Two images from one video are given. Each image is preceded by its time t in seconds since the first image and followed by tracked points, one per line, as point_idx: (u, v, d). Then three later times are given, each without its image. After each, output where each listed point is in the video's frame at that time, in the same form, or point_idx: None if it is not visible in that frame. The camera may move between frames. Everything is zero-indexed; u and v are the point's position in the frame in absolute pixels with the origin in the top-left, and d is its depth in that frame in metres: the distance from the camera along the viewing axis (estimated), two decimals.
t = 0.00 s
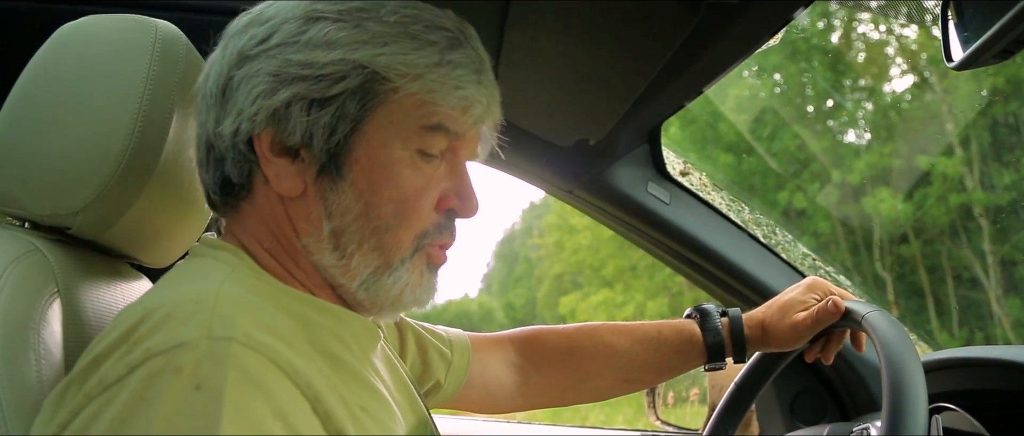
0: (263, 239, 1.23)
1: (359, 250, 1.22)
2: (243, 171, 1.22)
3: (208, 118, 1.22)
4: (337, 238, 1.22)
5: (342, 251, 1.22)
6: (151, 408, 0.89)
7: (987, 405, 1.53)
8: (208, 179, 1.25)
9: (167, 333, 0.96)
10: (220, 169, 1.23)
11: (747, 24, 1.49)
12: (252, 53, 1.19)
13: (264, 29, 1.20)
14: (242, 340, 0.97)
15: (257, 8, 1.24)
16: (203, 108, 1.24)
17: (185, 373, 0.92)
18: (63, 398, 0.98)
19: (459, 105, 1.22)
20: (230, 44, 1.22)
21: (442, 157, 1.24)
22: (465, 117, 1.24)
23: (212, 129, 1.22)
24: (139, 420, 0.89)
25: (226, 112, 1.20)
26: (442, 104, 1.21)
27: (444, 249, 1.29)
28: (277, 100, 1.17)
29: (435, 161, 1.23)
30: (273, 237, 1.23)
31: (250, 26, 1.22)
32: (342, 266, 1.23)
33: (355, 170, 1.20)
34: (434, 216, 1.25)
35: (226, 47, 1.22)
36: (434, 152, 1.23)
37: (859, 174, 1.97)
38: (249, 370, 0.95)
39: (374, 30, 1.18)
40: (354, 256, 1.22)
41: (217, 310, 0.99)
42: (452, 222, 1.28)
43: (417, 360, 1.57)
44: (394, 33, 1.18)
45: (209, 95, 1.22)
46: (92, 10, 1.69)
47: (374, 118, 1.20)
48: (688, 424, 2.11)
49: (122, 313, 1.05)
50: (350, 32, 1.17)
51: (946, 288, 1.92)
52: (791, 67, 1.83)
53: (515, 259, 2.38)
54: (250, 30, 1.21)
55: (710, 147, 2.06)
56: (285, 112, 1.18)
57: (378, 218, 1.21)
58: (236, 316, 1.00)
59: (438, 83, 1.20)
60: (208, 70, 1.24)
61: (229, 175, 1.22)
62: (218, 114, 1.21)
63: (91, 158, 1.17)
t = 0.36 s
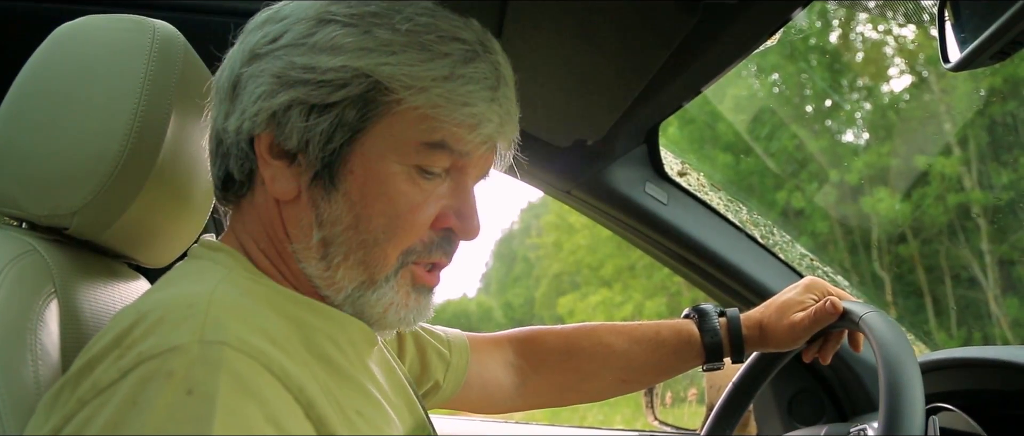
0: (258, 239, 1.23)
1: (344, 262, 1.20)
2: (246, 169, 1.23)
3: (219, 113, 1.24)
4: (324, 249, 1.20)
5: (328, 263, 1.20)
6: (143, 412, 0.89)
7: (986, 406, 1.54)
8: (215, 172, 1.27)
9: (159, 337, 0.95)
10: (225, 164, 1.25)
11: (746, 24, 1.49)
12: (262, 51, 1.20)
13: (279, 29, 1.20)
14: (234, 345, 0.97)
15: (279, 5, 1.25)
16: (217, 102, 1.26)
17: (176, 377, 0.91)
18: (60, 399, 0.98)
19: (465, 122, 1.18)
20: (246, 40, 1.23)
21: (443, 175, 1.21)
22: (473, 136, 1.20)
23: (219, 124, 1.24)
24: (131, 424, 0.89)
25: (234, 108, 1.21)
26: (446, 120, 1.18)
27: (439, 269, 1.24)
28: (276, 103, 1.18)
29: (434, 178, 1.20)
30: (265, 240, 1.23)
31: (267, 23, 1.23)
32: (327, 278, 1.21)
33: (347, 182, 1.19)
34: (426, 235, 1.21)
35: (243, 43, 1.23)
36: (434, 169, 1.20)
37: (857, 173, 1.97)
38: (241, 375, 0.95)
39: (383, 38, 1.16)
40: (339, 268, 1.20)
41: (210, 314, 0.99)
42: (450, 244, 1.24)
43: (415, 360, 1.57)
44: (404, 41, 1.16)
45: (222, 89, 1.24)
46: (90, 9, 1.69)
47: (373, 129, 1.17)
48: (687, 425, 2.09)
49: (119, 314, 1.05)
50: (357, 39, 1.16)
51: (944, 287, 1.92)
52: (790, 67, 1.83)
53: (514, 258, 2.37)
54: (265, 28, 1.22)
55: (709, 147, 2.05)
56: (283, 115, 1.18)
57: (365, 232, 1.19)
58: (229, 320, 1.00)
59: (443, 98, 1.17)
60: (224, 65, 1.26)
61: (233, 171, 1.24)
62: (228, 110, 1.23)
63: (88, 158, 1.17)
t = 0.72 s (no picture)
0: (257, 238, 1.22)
1: (346, 261, 1.19)
2: (245, 168, 1.23)
3: (217, 112, 1.23)
4: (326, 247, 1.19)
5: (330, 261, 1.20)
6: (137, 409, 0.89)
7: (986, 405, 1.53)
8: (212, 172, 1.26)
9: (155, 335, 0.95)
10: (223, 163, 1.24)
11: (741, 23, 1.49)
12: (261, 50, 1.19)
13: (277, 27, 1.20)
14: (230, 342, 0.97)
15: (276, 4, 1.24)
16: (214, 101, 1.25)
17: (172, 376, 0.91)
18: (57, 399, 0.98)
19: (465, 121, 1.19)
20: (245, 38, 1.23)
21: (443, 174, 1.21)
22: (473, 136, 1.20)
23: (217, 123, 1.23)
24: (126, 422, 0.89)
25: (233, 107, 1.21)
26: (446, 119, 1.18)
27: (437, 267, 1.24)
28: (277, 101, 1.17)
29: (435, 176, 1.20)
30: (265, 239, 1.22)
31: (264, 22, 1.22)
32: (329, 276, 1.21)
33: (348, 180, 1.18)
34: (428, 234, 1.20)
35: (241, 42, 1.23)
36: (434, 168, 1.20)
37: (854, 172, 1.97)
38: (237, 372, 0.94)
39: (383, 36, 1.16)
40: (341, 267, 1.20)
41: (206, 311, 0.99)
42: (450, 243, 1.24)
43: (414, 360, 1.56)
44: (404, 40, 1.16)
45: (220, 88, 1.23)
46: (87, 9, 1.69)
47: (374, 128, 1.17)
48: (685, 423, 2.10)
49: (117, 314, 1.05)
50: (357, 38, 1.15)
51: (942, 286, 1.92)
52: (788, 66, 1.83)
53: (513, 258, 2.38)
54: (263, 27, 1.22)
55: (706, 146, 2.05)
56: (283, 113, 1.17)
57: (366, 230, 1.18)
58: (226, 318, 1.00)
59: (443, 97, 1.17)
60: (222, 65, 1.25)
61: (231, 170, 1.23)
62: (226, 109, 1.22)
63: (82, 157, 1.16)
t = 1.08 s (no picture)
0: (263, 237, 1.21)
1: (370, 233, 1.23)
2: (239, 169, 1.21)
3: (201, 117, 1.21)
4: (345, 224, 1.23)
5: (351, 237, 1.23)
6: (136, 408, 0.89)
7: (986, 401, 1.52)
8: (200, 181, 1.23)
9: (154, 334, 0.95)
10: (214, 168, 1.21)
11: (737, 20, 1.48)
12: (242, 48, 1.18)
13: (251, 24, 1.19)
14: (230, 342, 0.97)
15: (239, 5, 1.23)
16: (193, 107, 1.22)
17: (172, 375, 0.91)
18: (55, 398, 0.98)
19: (448, 87, 1.27)
20: (214, 42, 1.20)
21: (436, 138, 1.28)
22: (453, 100, 1.29)
23: (204, 128, 1.20)
24: (125, 421, 0.88)
25: (220, 108, 1.18)
26: (433, 88, 1.25)
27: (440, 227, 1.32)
28: (278, 92, 1.17)
29: (430, 143, 1.28)
30: (273, 233, 1.22)
31: (235, 21, 1.20)
32: (351, 252, 1.24)
33: (359, 156, 1.22)
34: (436, 196, 1.29)
35: (210, 45, 1.20)
36: (427, 133, 1.27)
37: (853, 169, 1.97)
38: (237, 371, 0.94)
39: (367, 20, 1.19)
40: (364, 240, 1.23)
41: (206, 311, 0.99)
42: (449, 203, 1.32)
43: (419, 363, 1.57)
44: (386, 22, 1.20)
45: (198, 93, 1.20)
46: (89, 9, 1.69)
47: (374, 105, 1.22)
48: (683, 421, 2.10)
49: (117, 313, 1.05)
50: (343, 22, 1.18)
51: (941, 282, 1.91)
52: (785, 64, 1.83)
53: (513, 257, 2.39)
54: (235, 26, 1.20)
55: (705, 143, 2.06)
56: (286, 103, 1.18)
57: (385, 200, 1.23)
58: (226, 318, 1.00)
59: (429, 68, 1.24)
60: (193, 67, 1.22)
61: (225, 173, 1.21)
62: (210, 112, 1.20)
63: (80, 156, 1.16)
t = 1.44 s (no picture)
0: (266, 238, 1.21)
1: (366, 224, 1.24)
2: (238, 174, 1.21)
3: (196, 128, 1.20)
4: (342, 219, 1.23)
5: (348, 231, 1.24)
6: (177, 372, 0.93)
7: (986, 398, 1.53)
8: (201, 190, 1.23)
9: (173, 308, 0.99)
10: (214, 176, 1.22)
11: (737, 19, 1.48)
12: (231, 58, 1.18)
13: (237, 35, 1.19)
14: (247, 307, 1.03)
15: (223, 20, 1.23)
16: (188, 119, 1.21)
17: (204, 340, 0.96)
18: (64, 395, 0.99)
19: (429, 80, 1.29)
20: (205, 54, 1.21)
21: (423, 130, 1.30)
22: (434, 91, 1.31)
23: (200, 138, 1.20)
24: (167, 384, 0.93)
25: (215, 117, 1.18)
26: (416, 80, 1.27)
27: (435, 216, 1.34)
28: (270, 96, 1.17)
29: (419, 134, 1.29)
30: (275, 233, 1.22)
31: (220, 35, 1.20)
32: (349, 246, 1.24)
33: (350, 151, 1.23)
34: (429, 185, 1.31)
35: (201, 59, 1.21)
36: (415, 125, 1.29)
37: (852, 166, 1.97)
38: (261, 331, 1.02)
39: (347, 21, 1.20)
40: (361, 232, 1.24)
41: (216, 285, 1.04)
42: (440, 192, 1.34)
43: (420, 370, 1.55)
44: (365, 22, 1.21)
45: (192, 104, 1.20)
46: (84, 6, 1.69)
47: (362, 102, 1.23)
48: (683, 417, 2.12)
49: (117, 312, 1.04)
50: (326, 25, 1.19)
51: (941, 280, 1.92)
52: (785, 61, 1.83)
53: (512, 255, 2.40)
54: (222, 39, 1.20)
55: (704, 141, 2.05)
56: (277, 106, 1.18)
57: (378, 192, 1.25)
58: (236, 289, 1.06)
59: (411, 63, 1.26)
60: (186, 82, 1.22)
61: (224, 179, 1.21)
62: (205, 122, 1.20)
63: (80, 155, 1.16)
